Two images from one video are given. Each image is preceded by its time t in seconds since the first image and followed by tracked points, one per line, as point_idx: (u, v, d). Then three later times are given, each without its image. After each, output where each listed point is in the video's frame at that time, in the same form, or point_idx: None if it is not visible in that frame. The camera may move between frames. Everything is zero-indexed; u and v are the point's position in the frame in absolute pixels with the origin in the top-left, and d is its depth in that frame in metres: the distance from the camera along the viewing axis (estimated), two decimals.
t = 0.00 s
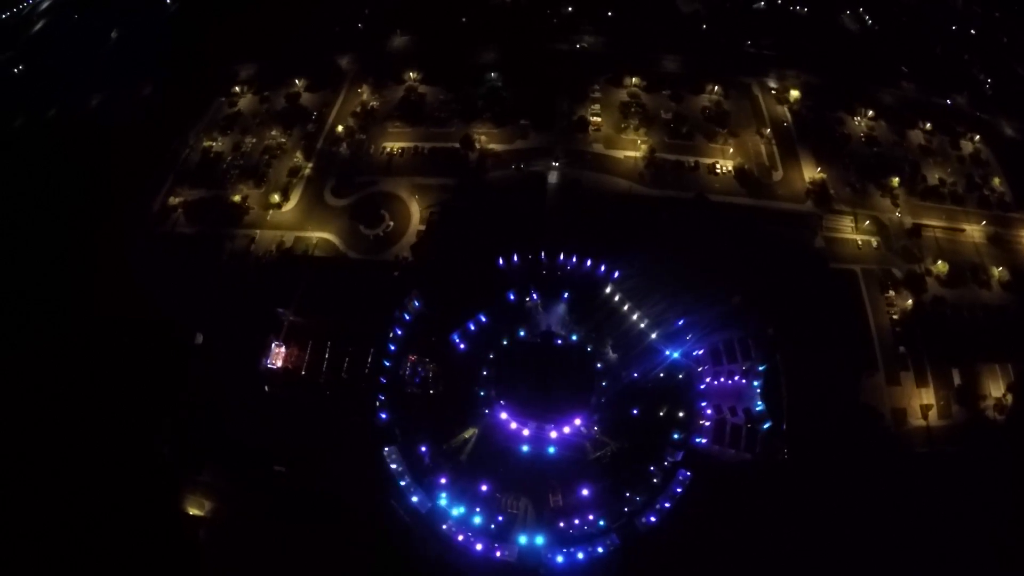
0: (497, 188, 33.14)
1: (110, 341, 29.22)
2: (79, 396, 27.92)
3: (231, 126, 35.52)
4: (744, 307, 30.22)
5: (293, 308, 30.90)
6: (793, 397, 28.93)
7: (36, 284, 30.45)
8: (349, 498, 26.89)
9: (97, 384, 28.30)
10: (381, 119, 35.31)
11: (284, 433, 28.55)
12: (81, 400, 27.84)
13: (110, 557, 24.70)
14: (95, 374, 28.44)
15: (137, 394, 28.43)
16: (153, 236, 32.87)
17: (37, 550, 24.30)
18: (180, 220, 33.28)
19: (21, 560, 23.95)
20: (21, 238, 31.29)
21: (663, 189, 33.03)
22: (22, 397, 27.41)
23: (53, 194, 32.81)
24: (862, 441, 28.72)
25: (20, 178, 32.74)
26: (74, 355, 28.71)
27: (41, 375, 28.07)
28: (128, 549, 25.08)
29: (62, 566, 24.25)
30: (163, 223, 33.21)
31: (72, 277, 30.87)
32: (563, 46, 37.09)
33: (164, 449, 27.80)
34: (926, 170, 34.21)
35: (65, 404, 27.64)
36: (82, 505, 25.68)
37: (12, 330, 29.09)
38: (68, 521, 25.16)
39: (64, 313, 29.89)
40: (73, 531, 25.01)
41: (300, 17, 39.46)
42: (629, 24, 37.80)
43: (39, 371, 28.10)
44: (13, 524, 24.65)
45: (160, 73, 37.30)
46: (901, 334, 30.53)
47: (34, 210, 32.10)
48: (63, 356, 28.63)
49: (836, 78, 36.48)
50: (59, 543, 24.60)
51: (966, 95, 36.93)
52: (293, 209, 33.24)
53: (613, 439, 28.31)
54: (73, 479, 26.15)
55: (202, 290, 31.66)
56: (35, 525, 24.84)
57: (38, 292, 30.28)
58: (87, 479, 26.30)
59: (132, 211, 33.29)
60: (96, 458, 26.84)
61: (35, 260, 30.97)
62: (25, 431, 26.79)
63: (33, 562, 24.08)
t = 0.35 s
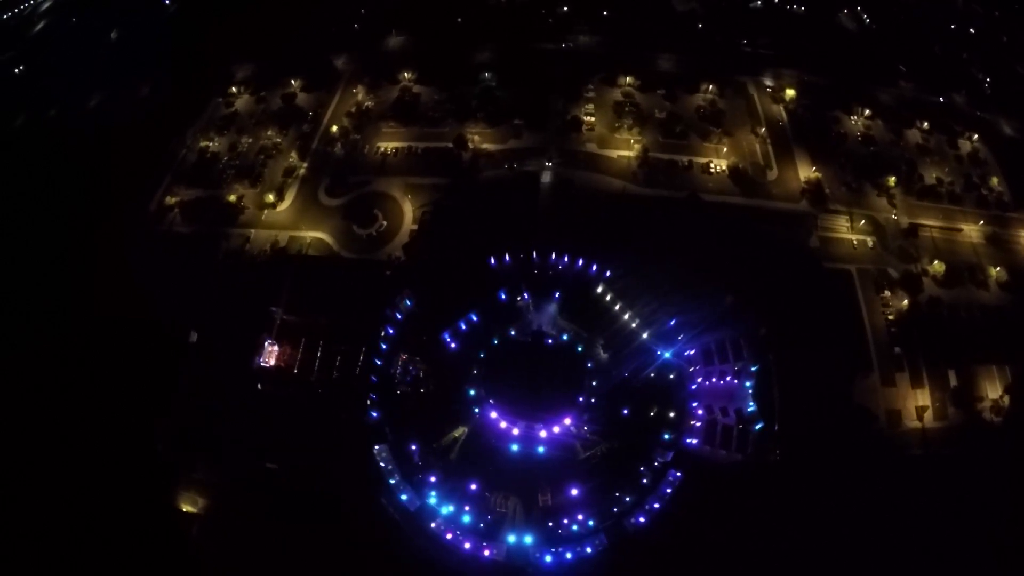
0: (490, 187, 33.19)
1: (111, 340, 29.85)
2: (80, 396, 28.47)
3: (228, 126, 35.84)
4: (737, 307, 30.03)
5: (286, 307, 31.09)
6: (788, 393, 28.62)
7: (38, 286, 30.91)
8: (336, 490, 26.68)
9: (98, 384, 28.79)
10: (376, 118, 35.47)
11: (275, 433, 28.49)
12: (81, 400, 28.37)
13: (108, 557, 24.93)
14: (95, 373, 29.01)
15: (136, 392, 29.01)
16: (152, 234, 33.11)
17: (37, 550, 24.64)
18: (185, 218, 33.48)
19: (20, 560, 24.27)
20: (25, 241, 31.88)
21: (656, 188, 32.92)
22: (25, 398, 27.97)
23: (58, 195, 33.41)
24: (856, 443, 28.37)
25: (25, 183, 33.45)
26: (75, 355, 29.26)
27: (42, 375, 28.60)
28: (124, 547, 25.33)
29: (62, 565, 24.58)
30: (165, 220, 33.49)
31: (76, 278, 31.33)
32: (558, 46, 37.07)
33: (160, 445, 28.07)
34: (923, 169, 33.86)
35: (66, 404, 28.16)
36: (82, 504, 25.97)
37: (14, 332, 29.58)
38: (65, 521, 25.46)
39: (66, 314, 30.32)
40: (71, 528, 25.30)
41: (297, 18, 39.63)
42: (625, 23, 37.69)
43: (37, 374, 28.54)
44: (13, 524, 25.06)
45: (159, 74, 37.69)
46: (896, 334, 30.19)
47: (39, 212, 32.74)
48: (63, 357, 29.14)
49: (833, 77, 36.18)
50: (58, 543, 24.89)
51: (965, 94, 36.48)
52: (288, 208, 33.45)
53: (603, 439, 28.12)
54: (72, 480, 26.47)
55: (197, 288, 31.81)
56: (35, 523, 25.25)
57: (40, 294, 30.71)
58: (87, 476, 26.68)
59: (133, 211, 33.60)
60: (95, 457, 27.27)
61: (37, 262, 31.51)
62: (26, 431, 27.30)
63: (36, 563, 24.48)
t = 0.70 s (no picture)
0: (492, 184, 33.24)
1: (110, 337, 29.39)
2: (80, 395, 27.71)
3: (236, 117, 36.30)
4: (735, 312, 29.69)
5: (285, 298, 31.37)
6: (791, 389, 28.53)
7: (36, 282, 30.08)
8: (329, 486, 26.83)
9: (98, 384, 28.12)
10: (381, 113, 35.67)
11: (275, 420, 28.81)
12: (81, 400, 27.58)
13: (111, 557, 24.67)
14: (95, 372, 28.32)
15: (135, 392, 28.58)
16: (152, 233, 33.37)
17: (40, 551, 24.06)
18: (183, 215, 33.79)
19: (23, 561, 23.71)
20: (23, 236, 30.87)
21: (658, 190, 32.71)
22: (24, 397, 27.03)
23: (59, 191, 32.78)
24: (851, 454, 27.88)
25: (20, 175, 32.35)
26: (74, 355, 28.46)
27: (41, 373, 27.76)
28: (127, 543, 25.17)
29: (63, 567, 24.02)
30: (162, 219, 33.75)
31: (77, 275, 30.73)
32: (566, 45, 36.96)
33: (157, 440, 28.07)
34: (931, 179, 33.29)
35: (66, 401, 27.40)
36: (82, 505, 25.47)
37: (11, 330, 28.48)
38: (66, 521, 24.98)
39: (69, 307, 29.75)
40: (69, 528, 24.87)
41: (298, 18, 39.85)
42: (634, 24, 37.48)
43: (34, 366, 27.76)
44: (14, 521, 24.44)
45: (170, 63, 38.18)
46: (897, 346, 29.70)
47: (37, 210, 31.87)
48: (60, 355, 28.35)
49: (843, 83, 35.74)
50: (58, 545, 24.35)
51: (977, 105, 35.84)
52: (291, 200, 33.79)
53: (593, 440, 28.01)
54: (76, 478, 25.94)
55: (199, 280, 32.16)
56: (36, 526, 24.55)
57: (36, 290, 29.84)
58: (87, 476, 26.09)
59: (133, 211, 33.79)
60: (96, 457, 26.60)
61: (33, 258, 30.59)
62: (26, 432, 26.35)
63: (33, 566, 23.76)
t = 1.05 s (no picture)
0: (495, 183, 33.33)
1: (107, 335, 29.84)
2: (80, 394, 27.81)
3: (246, 109, 36.74)
4: (734, 319, 29.46)
5: (286, 288, 31.65)
6: (792, 388, 28.30)
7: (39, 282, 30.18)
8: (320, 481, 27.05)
9: (98, 384, 28.23)
10: (388, 109, 35.88)
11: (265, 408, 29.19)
12: (81, 400, 27.65)
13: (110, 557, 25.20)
14: (95, 372, 28.43)
15: (135, 380, 28.98)
16: (151, 232, 33.53)
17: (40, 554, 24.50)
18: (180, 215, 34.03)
19: (22, 561, 24.19)
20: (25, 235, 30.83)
21: (661, 194, 32.55)
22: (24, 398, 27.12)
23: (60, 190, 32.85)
24: (846, 467, 27.47)
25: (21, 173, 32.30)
26: (73, 354, 28.63)
27: (41, 373, 27.84)
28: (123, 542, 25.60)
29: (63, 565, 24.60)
30: (162, 219, 33.94)
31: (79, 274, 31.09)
32: (575, 46, 36.90)
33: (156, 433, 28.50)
34: (940, 192, 32.80)
35: (65, 399, 27.55)
36: (82, 505, 25.74)
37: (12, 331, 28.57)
38: (65, 520, 25.30)
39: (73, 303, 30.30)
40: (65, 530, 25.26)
41: (298, 15, 39.99)
42: (644, 27, 37.33)
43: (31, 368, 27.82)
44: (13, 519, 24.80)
45: (183, 52, 38.65)
46: (897, 360, 29.27)
47: (37, 209, 31.70)
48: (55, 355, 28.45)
49: (854, 92, 35.31)
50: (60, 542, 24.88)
51: (990, 117, 35.30)
52: (295, 192, 34.09)
53: (583, 442, 27.90)
54: (75, 479, 26.18)
55: (201, 272, 32.49)
56: (35, 526, 24.90)
57: (39, 289, 30.01)
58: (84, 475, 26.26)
59: (132, 211, 33.93)
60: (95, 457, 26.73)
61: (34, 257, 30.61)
62: (26, 431, 26.43)
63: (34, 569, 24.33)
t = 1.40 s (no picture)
0: (497, 181, 33.34)
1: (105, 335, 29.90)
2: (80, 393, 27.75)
3: (253, 102, 37.12)
4: (730, 324, 29.26)
5: (285, 281, 31.88)
6: (792, 389, 28.23)
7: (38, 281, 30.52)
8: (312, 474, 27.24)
9: (98, 384, 28.23)
10: (393, 105, 36.06)
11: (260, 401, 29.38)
12: (81, 399, 27.53)
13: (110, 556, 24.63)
14: (95, 371, 28.43)
15: (136, 367, 29.75)
16: (152, 232, 33.68)
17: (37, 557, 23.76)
18: (179, 215, 34.19)
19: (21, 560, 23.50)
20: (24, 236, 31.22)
21: (662, 196, 32.41)
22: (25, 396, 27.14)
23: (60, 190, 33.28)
24: (840, 477, 27.08)
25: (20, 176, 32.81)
26: (74, 353, 28.65)
27: (41, 373, 27.87)
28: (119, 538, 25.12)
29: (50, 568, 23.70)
30: (163, 217, 34.12)
31: (77, 272, 31.47)
32: (581, 46, 36.84)
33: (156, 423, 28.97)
34: (946, 201, 32.33)
35: (65, 398, 27.43)
36: (82, 505, 25.24)
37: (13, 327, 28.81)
38: (65, 520, 24.72)
39: (72, 303, 30.48)
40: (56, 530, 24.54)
41: (298, 16, 40.34)
42: (651, 28, 37.17)
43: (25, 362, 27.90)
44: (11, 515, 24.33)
45: (195, 48, 39.39)
46: (896, 370, 28.82)
47: (38, 206, 32.28)
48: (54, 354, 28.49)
49: (861, 98, 34.90)
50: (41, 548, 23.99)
51: (999, 127, 34.80)
52: (298, 185, 34.41)
53: (573, 442, 27.86)
54: (69, 481, 25.63)
55: (202, 264, 32.77)
56: (35, 525, 24.34)
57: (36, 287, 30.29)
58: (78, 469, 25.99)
59: (133, 211, 34.12)
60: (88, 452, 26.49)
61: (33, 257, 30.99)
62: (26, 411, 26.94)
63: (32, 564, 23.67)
